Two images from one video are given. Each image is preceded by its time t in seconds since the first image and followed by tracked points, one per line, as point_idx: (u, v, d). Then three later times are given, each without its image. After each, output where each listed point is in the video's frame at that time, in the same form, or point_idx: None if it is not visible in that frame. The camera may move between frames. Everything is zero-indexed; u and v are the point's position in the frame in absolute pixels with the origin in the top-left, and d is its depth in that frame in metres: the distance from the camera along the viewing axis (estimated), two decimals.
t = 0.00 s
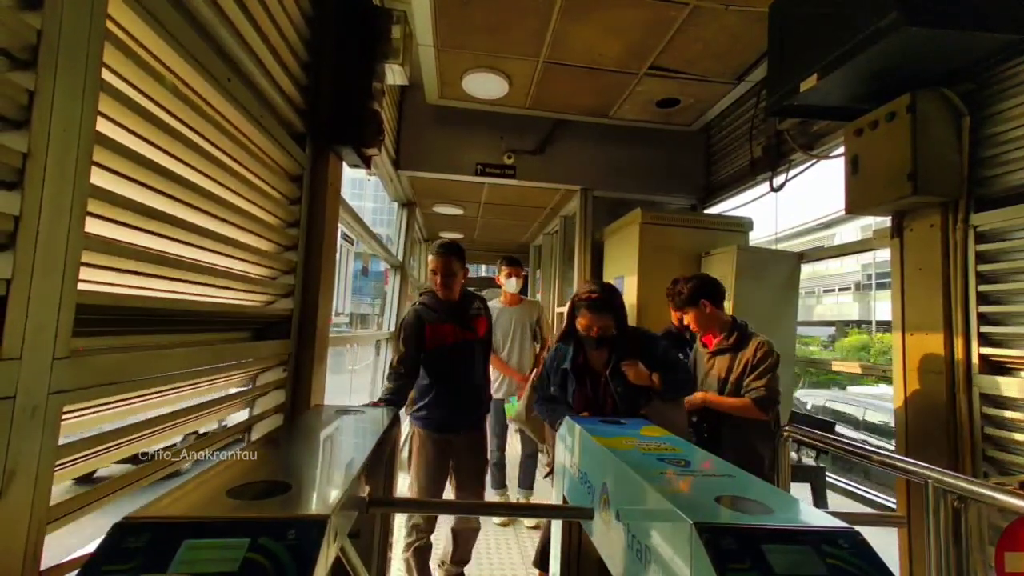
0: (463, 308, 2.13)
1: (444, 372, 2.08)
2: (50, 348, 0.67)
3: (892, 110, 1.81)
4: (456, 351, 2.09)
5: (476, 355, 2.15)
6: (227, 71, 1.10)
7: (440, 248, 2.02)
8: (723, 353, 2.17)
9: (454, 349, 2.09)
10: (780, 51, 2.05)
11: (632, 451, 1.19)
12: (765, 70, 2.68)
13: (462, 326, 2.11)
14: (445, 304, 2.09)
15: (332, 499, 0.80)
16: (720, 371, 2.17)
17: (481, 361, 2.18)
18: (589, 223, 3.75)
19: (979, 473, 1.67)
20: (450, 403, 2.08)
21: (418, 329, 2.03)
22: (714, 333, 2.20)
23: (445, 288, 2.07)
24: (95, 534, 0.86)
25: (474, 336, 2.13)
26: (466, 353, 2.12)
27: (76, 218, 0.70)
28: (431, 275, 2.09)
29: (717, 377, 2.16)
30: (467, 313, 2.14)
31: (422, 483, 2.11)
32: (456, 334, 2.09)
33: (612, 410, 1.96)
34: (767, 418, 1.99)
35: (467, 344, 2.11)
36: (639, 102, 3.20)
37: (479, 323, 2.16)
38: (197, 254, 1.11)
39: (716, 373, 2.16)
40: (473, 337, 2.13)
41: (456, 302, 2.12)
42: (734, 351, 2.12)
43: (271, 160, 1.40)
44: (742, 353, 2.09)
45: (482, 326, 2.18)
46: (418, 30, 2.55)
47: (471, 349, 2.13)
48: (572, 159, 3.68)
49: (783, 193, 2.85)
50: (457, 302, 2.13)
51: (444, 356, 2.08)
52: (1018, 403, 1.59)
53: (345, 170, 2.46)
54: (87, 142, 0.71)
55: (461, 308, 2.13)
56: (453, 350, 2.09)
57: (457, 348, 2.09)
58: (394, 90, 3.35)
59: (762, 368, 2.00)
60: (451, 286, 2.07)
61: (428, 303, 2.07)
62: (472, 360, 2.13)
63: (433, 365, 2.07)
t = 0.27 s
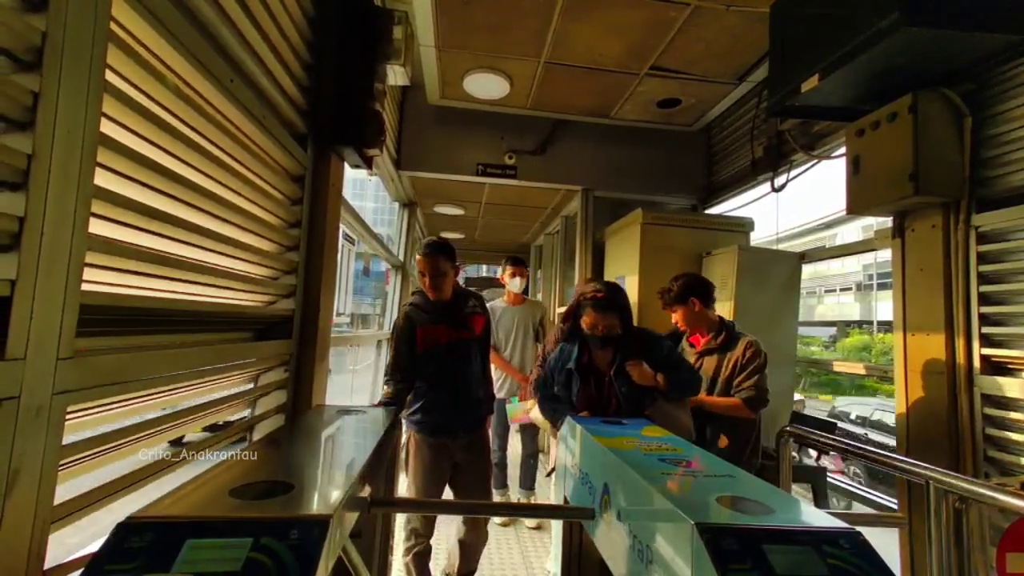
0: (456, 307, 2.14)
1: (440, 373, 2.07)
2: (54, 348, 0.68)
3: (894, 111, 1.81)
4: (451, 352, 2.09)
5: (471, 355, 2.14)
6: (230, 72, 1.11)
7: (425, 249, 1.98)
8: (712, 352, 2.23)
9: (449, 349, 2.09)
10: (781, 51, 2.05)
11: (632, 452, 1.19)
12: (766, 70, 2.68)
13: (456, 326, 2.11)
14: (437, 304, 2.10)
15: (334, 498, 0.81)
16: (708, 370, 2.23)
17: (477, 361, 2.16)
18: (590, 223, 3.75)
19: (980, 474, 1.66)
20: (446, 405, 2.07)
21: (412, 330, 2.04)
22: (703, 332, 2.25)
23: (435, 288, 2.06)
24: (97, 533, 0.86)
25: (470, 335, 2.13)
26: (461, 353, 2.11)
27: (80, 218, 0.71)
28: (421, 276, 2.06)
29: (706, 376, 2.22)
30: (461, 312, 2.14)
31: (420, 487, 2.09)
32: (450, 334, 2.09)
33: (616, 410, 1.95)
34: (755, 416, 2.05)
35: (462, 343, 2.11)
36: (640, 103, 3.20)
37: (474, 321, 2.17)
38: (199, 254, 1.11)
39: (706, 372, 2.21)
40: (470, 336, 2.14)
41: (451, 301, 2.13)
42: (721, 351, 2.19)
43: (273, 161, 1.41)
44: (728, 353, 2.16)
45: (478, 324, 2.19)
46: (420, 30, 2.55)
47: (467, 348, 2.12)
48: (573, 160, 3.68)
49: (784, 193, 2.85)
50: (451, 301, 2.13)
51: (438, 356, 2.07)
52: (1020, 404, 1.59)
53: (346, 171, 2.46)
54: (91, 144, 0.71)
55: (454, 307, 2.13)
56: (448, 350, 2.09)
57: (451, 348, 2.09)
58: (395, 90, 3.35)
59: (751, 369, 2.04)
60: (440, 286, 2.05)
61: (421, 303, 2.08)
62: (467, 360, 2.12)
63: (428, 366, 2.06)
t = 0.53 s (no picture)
0: (456, 307, 2.12)
1: (438, 374, 2.08)
2: (57, 350, 0.68)
3: (895, 111, 1.81)
4: (450, 353, 2.08)
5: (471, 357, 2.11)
6: (231, 73, 1.11)
7: (422, 248, 1.99)
8: (708, 353, 2.27)
9: (448, 349, 2.08)
10: (781, 51, 2.04)
11: (633, 453, 1.19)
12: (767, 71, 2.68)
13: (455, 326, 2.10)
14: (436, 303, 2.10)
15: (334, 499, 0.81)
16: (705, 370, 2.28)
17: (477, 362, 2.14)
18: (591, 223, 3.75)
19: (980, 474, 1.67)
20: (443, 407, 2.07)
21: (410, 331, 2.08)
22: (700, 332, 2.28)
23: (433, 288, 2.08)
24: (100, 534, 0.87)
25: (470, 336, 2.12)
26: (460, 354, 2.09)
27: (82, 220, 0.71)
28: (418, 275, 2.09)
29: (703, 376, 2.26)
30: (461, 312, 2.13)
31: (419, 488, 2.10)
32: (447, 334, 2.08)
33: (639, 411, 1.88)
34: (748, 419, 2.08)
35: (462, 344, 2.10)
36: (641, 103, 3.20)
37: (476, 321, 2.15)
38: (200, 255, 1.11)
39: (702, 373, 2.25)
40: (470, 336, 2.12)
41: (452, 299, 2.13)
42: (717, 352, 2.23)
43: (274, 161, 1.41)
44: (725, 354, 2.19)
45: (480, 324, 2.16)
46: (420, 31, 2.55)
47: (467, 349, 2.11)
48: (573, 160, 3.68)
49: (786, 193, 2.84)
50: (450, 301, 2.13)
51: (437, 357, 2.07)
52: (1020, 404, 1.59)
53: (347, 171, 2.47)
54: (93, 145, 0.72)
55: (454, 307, 2.12)
56: (446, 351, 2.08)
57: (450, 348, 2.08)
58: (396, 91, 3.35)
59: (745, 372, 2.07)
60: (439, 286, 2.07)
61: (420, 303, 2.09)
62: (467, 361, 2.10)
63: (425, 367, 2.07)
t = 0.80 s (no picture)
0: (456, 306, 2.12)
1: (438, 374, 2.08)
2: (59, 350, 0.68)
3: (896, 111, 1.81)
4: (450, 352, 2.09)
5: (469, 357, 2.11)
6: (233, 74, 1.12)
7: (422, 248, 2.01)
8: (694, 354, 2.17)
9: (448, 349, 2.08)
10: (782, 52, 2.04)
11: (634, 453, 1.20)
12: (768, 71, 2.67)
13: (455, 325, 2.10)
14: (437, 302, 2.11)
15: (336, 499, 0.81)
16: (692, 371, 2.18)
17: (478, 361, 2.14)
18: (592, 223, 3.75)
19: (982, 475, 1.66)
20: (443, 408, 2.07)
21: (409, 330, 2.10)
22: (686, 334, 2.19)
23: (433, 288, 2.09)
24: (102, 533, 0.87)
25: (470, 335, 2.11)
26: (458, 354, 2.09)
27: (85, 220, 0.71)
28: (418, 274, 2.10)
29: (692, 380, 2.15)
30: (461, 312, 2.13)
31: (417, 488, 2.11)
32: (445, 331, 2.09)
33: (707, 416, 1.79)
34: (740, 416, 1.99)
35: (462, 344, 2.10)
36: (642, 103, 3.20)
37: (476, 321, 2.14)
38: (202, 255, 1.11)
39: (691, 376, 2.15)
40: (470, 336, 2.12)
41: (453, 298, 2.13)
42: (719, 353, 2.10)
43: (275, 162, 1.41)
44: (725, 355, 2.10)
45: (481, 324, 2.16)
46: (421, 31, 2.55)
47: (467, 349, 2.11)
48: (574, 160, 3.67)
49: (786, 193, 2.85)
50: (451, 300, 2.13)
51: (436, 356, 2.08)
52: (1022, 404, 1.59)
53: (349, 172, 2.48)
54: (96, 146, 0.72)
55: (455, 307, 2.12)
56: (446, 351, 2.08)
57: (449, 348, 2.08)
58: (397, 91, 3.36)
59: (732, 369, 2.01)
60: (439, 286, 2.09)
61: (421, 302, 2.12)
62: (465, 360, 2.10)
63: (424, 366, 2.08)
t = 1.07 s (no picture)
0: (456, 306, 2.12)
1: (437, 374, 2.08)
2: (62, 349, 0.69)
3: (898, 111, 1.81)
4: (449, 352, 2.07)
5: (468, 357, 2.10)
6: (234, 74, 1.12)
7: (422, 248, 2.03)
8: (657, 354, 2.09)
9: (447, 350, 2.08)
10: (784, 51, 2.04)
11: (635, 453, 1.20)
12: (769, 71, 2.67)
13: (454, 326, 2.09)
14: (435, 301, 2.12)
15: (337, 499, 0.81)
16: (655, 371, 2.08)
17: (478, 361, 2.12)
18: (593, 223, 3.75)
19: (984, 475, 1.66)
20: (442, 408, 2.07)
21: (410, 329, 2.12)
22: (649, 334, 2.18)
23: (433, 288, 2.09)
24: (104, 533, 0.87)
25: (470, 336, 2.10)
26: (457, 354, 2.08)
27: (87, 221, 0.72)
28: (418, 274, 2.10)
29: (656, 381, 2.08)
30: (461, 312, 2.12)
31: (417, 486, 2.11)
32: (445, 331, 2.08)
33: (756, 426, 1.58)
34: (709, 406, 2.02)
35: (461, 344, 2.09)
36: (643, 103, 3.20)
37: (476, 321, 2.13)
38: (204, 255, 1.11)
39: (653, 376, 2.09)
40: (470, 336, 2.10)
41: (453, 297, 2.13)
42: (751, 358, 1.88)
43: (276, 162, 1.41)
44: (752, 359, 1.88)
45: (481, 324, 2.14)
46: (422, 31, 2.55)
47: (467, 349, 2.09)
48: (576, 160, 3.67)
49: (788, 193, 2.85)
50: (451, 300, 2.13)
51: (436, 356, 2.08)
52: None
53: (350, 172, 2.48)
54: (98, 146, 0.72)
55: (454, 307, 2.11)
56: (445, 351, 2.08)
57: (448, 348, 2.07)
58: (398, 91, 3.36)
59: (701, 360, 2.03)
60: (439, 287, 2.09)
61: (422, 301, 2.14)
62: (465, 360, 2.09)
63: (423, 367, 2.08)
